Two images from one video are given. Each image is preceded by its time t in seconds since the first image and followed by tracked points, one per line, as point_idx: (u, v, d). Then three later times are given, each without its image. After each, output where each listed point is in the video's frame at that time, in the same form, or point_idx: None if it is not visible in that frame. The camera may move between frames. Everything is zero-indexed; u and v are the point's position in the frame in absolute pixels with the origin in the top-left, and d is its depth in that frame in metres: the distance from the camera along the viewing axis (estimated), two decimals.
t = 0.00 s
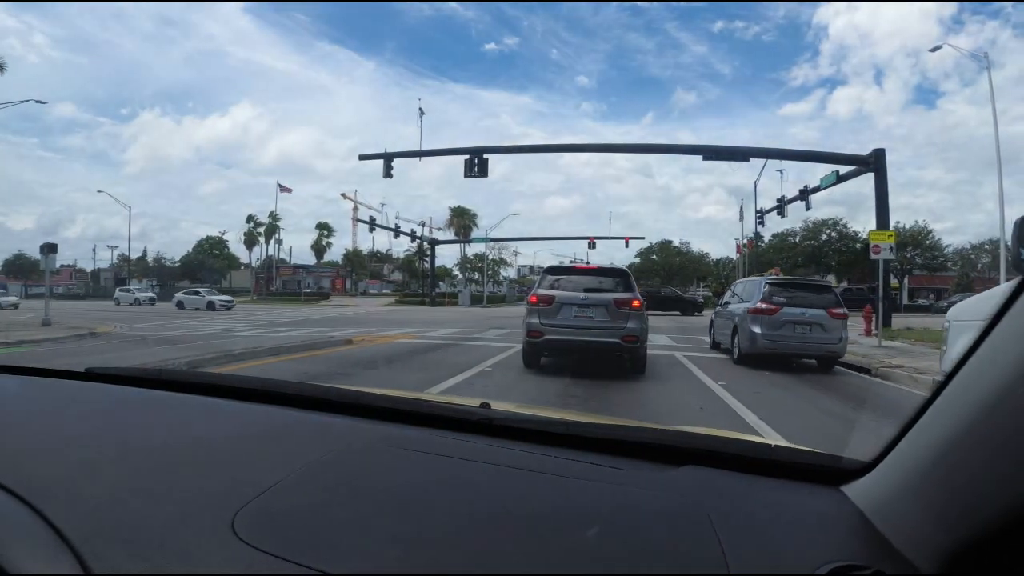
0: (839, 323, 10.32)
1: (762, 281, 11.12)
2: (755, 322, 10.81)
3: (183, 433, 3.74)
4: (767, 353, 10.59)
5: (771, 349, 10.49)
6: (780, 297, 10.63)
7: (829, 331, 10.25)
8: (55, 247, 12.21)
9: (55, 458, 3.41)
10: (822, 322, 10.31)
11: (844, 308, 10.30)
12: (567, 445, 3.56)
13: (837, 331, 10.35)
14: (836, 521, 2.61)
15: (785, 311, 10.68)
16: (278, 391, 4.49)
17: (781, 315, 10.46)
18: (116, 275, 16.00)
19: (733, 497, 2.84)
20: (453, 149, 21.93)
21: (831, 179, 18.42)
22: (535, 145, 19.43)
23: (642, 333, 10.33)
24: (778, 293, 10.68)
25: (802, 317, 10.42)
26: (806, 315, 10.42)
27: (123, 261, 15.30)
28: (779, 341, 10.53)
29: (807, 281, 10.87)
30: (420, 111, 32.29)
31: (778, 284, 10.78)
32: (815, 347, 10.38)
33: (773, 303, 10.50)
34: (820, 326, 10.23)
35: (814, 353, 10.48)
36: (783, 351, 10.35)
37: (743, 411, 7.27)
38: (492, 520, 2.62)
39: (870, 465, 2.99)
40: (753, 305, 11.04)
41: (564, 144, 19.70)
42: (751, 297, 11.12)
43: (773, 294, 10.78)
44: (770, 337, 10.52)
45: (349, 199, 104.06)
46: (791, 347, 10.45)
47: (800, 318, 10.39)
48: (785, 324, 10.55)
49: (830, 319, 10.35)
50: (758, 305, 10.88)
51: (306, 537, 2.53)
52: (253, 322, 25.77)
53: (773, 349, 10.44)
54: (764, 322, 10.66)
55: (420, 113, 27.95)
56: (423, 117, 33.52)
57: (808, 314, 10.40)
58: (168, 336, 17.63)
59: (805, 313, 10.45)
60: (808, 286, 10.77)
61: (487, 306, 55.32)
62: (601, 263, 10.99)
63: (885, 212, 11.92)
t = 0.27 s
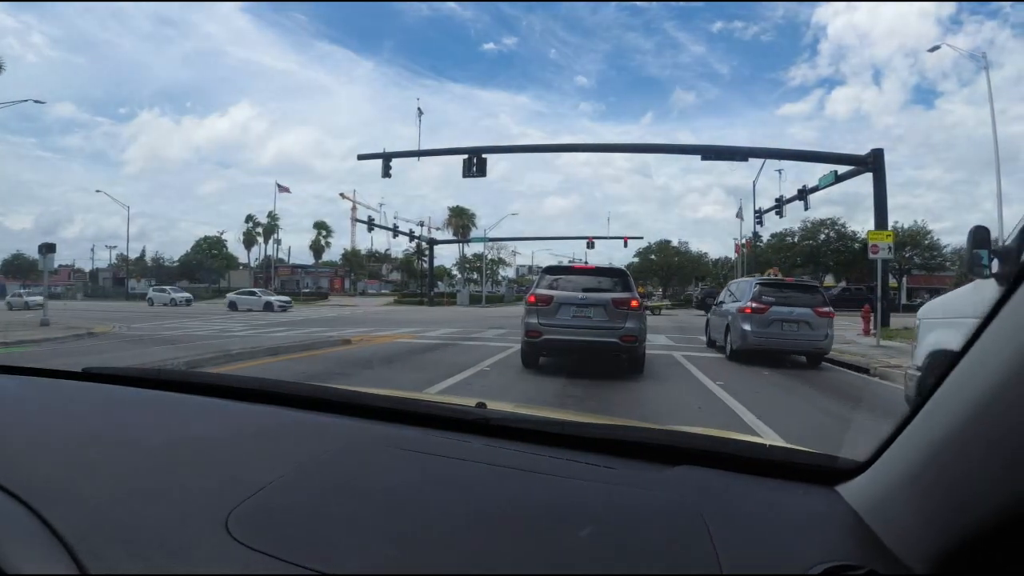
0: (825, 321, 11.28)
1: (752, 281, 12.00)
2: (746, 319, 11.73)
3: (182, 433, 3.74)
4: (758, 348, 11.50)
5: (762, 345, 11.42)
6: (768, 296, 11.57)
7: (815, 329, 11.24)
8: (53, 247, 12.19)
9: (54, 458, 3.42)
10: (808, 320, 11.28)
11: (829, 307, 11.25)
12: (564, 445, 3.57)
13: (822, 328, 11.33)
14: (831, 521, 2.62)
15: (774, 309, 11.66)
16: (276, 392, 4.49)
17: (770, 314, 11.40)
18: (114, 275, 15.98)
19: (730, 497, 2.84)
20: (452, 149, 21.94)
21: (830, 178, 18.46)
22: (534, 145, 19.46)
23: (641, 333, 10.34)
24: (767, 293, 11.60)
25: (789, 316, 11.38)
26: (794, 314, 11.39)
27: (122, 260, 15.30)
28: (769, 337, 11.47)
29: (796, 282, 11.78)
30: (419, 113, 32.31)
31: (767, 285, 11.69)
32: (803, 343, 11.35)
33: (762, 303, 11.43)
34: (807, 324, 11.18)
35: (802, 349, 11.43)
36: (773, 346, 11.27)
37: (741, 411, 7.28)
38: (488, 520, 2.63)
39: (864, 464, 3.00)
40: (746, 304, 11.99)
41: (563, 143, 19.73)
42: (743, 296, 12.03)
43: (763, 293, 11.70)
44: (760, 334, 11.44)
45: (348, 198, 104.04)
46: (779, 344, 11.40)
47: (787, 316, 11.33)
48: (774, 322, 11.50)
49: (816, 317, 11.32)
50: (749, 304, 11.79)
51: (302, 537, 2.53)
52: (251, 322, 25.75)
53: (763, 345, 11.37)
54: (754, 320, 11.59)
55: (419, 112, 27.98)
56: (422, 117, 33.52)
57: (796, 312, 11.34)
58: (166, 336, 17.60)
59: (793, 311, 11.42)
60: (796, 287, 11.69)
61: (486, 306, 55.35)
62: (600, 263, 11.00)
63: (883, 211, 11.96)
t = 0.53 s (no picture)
0: (813, 320, 11.82)
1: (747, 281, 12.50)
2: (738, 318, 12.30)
3: (185, 432, 3.77)
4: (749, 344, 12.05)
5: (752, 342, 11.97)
6: (759, 297, 12.12)
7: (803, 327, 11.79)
8: (52, 247, 12.19)
9: (58, 456, 3.46)
10: (796, 318, 11.83)
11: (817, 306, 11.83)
12: (562, 444, 3.60)
13: (810, 326, 11.88)
14: (824, 519, 2.65)
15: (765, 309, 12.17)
16: (278, 392, 4.51)
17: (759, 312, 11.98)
18: (114, 275, 15.98)
19: (725, 495, 2.87)
20: (451, 149, 21.95)
21: (829, 178, 18.48)
22: (533, 145, 19.48)
23: (640, 333, 10.36)
24: (758, 293, 12.15)
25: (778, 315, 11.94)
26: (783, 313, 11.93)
27: (122, 260, 15.33)
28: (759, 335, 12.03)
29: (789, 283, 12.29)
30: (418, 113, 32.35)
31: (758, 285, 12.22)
32: (792, 340, 11.91)
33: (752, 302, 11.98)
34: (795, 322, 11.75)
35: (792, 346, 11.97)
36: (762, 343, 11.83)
37: (740, 411, 7.29)
38: (486, 518, 2.66)
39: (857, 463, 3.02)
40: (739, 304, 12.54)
41: (563, 143, 19.74)
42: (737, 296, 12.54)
43: (755, 293, 12.22)
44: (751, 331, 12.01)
45: (348, 198, 104.06)
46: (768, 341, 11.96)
47: (776, 315, 11.90)
48: (765, 321, 12.05)
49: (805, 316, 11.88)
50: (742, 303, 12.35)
51: (302, 534, 2.56)
52: (251, 322, 25.75)
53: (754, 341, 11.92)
54: (746, 319, 12.16)
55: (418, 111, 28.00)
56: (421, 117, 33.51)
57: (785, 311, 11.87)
58: (165, 336, 17.59)
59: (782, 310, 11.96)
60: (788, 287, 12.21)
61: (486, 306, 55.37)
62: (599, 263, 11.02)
63: (882, 211, 11.96)
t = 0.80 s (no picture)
0: (804, 319, 11.85)
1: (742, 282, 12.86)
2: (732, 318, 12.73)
3: (189, 431, 3.82)
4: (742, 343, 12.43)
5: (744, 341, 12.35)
6: (751, 297, 12.46)
7: (794, 326, 11.89)
8: (53, 247, 12.24)
9: (62, 453, 3.52)
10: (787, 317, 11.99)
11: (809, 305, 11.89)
12: (556, 442, 3.65)
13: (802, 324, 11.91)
14: (812, 515, 2.70)
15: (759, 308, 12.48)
16: (279, 391, 4.57)
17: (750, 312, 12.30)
18: (114, 275, 16.03)
19: (713, 491, 2.93)
20: (450, 149, 21.98)
21: (828, 178, 18.52)
22: (533, 145, 19.53)
23: (639, 333, 10.42)
24: (750, 294, 12.48)
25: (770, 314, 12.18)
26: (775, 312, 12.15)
27: (123, 260, 15.40)
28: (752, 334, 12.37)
29: (784, 283, 12.52)
30: (417, 109, 32.41)
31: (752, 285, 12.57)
32: (785, 339, 12.03)
33: (744, 301, 12.37)
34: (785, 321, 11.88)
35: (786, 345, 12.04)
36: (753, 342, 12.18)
37: (737, 411, 7.34)
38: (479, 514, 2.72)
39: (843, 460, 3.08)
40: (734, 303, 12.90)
41: (561, 144, 19.79)
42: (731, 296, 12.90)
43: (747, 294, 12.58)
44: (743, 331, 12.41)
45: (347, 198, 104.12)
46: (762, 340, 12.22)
47: (767, 314, 12.17)
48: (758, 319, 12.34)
49: (797, 315, 11.97)
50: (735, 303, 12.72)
51: (299, 532, 2.63)
52: (251, 322, 25.83)
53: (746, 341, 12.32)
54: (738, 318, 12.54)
55: (418, 111, 28.06)
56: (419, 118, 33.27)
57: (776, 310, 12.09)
58: (166, 336, 17.64)
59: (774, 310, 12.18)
60: (783, 287, 12.42)
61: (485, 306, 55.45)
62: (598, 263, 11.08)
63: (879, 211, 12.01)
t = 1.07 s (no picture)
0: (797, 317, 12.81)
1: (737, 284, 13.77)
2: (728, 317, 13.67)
3: (187, 431, 3.84)
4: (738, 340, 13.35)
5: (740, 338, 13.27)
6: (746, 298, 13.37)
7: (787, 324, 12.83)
8: (53, 247, 12.28)
9: (61, 452, 3.54)
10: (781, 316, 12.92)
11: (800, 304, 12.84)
12: (551, 442, 3.67)
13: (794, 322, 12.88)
14: (803, 515, 2.72)
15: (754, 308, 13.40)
16: (276, 391, 4.58)
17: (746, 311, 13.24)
18: (114, 274, 16.06)
19: (706, 492, 2.95)
20: (449, 149, 21.96)
21: (828, 178, 18.50)
22: (532, 145, 19.53)
23: (638, 333, 10.43)
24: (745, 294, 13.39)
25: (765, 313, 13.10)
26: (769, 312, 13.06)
27: (122, 260, 15.43)
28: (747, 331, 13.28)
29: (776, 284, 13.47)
30: (417, 110, 31.06)
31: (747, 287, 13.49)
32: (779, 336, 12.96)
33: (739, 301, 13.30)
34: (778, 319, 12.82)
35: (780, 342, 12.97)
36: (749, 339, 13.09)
37: (735, 411, 7.35)
38: (475, 513, 2.75)
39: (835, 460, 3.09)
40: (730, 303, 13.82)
41: (561, 143, 19.79)
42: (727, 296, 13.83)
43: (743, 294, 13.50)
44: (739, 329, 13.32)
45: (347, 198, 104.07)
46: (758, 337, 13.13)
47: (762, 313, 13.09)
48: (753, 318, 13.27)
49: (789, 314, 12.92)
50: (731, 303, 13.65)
51: (298, 530, 2.66)
52: (251, 322, 25.82)
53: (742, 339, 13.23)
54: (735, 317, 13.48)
55: (418, 112, 28.05)
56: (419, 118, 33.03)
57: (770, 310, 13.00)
58: (166, 335, 17.66)
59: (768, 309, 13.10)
60: (775, 288, 13.35)
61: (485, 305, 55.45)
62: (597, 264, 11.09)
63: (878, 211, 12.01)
